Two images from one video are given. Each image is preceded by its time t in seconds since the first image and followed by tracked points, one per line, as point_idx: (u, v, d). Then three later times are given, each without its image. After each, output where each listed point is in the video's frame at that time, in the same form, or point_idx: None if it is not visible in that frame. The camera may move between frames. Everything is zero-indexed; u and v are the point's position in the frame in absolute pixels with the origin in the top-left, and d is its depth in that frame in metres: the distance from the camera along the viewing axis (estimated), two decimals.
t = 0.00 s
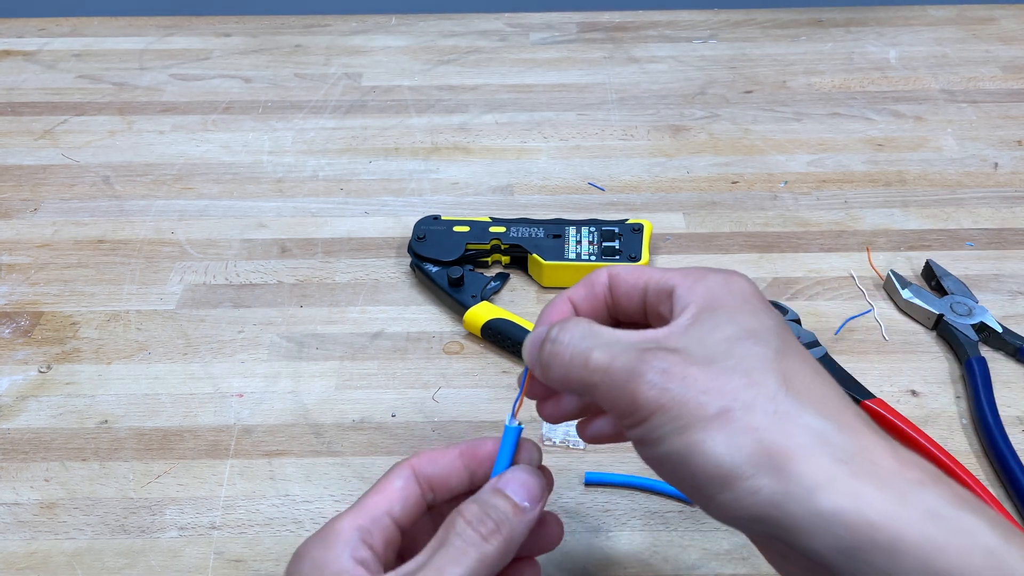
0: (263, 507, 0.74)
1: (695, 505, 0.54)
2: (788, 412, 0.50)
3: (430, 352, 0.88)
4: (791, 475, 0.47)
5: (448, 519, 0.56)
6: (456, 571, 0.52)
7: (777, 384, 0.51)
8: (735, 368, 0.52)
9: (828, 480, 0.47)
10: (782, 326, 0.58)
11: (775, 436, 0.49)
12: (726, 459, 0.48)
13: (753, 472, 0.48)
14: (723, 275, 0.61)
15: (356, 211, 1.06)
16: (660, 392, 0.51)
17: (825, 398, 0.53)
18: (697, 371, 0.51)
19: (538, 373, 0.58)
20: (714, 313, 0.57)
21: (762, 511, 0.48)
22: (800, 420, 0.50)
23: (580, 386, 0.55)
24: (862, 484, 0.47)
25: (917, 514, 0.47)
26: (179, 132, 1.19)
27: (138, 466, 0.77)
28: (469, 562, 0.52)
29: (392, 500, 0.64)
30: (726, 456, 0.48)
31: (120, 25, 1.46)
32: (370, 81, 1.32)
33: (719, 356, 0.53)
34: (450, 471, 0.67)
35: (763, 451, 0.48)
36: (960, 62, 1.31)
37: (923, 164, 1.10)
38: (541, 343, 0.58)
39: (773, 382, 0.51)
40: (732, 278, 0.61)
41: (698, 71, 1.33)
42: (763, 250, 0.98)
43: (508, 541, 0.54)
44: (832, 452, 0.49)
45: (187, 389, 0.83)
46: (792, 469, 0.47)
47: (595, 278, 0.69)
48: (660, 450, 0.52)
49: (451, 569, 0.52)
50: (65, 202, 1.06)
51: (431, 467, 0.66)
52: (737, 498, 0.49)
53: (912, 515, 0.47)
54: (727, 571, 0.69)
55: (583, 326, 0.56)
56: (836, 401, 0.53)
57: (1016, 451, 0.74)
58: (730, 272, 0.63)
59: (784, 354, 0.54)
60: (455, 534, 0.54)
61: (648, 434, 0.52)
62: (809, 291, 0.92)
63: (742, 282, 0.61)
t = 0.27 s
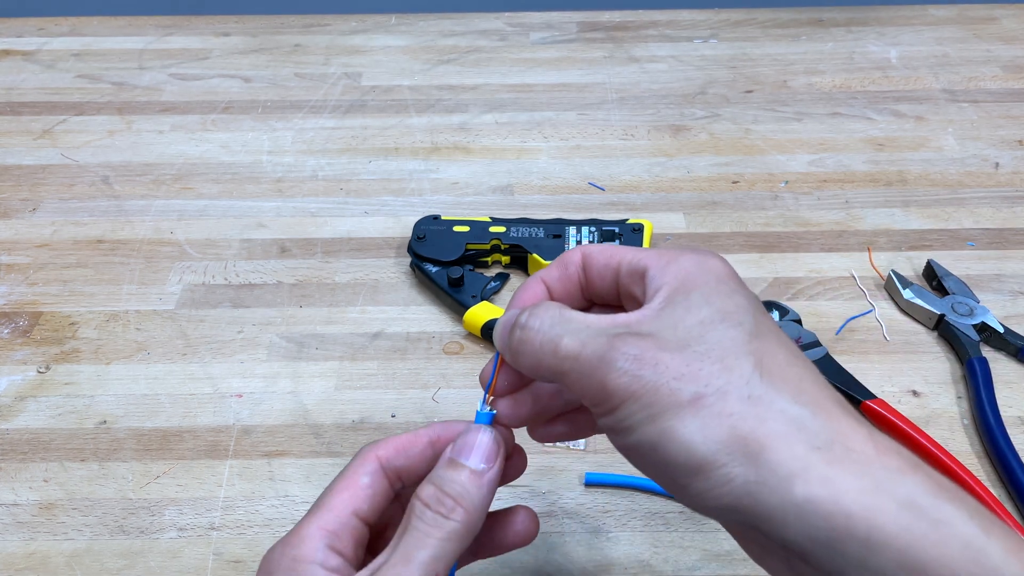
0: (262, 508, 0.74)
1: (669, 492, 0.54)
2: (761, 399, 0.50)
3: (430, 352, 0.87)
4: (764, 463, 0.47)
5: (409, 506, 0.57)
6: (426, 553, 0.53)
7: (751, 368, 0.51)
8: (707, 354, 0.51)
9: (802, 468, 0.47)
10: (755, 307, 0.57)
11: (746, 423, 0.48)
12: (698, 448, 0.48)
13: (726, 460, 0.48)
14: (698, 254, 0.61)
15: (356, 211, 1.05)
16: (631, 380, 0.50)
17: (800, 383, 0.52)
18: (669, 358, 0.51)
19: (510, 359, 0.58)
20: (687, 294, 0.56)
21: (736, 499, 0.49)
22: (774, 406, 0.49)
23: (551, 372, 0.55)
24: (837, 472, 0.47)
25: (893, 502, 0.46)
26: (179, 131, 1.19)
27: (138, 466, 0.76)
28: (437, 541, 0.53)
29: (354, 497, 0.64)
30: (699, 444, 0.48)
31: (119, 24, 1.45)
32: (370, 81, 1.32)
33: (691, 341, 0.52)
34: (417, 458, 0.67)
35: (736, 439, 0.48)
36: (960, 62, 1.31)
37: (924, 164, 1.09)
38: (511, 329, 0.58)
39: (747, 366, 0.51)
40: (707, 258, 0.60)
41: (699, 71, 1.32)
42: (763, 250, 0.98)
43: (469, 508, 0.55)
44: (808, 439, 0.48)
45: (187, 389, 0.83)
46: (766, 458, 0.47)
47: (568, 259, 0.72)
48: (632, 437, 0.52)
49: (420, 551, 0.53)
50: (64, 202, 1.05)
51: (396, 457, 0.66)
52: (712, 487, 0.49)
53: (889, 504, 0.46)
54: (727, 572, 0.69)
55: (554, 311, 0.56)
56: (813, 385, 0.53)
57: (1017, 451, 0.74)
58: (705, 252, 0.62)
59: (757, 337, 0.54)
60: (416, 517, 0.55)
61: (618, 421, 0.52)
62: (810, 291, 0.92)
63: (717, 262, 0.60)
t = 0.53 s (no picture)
0: (262, 508, 0.73)
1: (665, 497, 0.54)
2: (749, 400, 0.49)
3: (429, 352, 0.87)
4: (755, 467, 0.47)
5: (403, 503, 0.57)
6: (420, 545, 0.53)
7: (739, 370, 0.51)
8: (694, 358, 0.51)
9: (793, 470, 0.47)
10: (742, 304, 0.57)
11: (736, 427, 0.48)
12: (689, 454, 0.48)
13: (717, 464, 0.48)
14: (682, 253, 0.61)
15: (356, 211, 1.05)
16: (619, 388, 0.50)
17: (789, 381, 0.51)
18: (656, 362, 0.50)
19: (501, 370, 0.58)
20: (673, 297, 0.56)
21: (730, 503, 0.48)
22: (763, 408, 0.49)
23: (541, 383, 0.55)
24: (828, 472, 0.47)
25: (884, 501, 0.46)
26: (178, 131, 1.18)
27: (138, 467, 0.76)
28: (431, 532, 0.53)
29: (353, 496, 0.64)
30: (689, 450, 0.48)
31: (119, 24, 1.45)
32: (370, 81, 1.31)
33: (678, 344, 0.52)
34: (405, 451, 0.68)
35: (726, 443, 0.48)
36: (961, 62, 1.30)
37: (925, 164, 1.09)
38: (500, 340, 0.58)
39: (735, 367, 0.51)
40: (690, 257, 0.61)
41: (699, 70, 1.32)
42: (764, 249, 0.97)
43: (460, 496, 0.55)
44: (797, 440, 0.48)
45: (186, 390, 0.83)
46: (757, 460, 0.47)
47: (551, 264, 0.72)
48: (624, 445, 0.52)
49: (413, 543, 0.53)
50: (64, 202, 1.05)
51: (383, 450, 0.67)
52: (705, 491, 0.49)
53: (879, 503, 0.46)
54: (727, 572, 0.69)
55: (541, 322, 0.56)
56: (802, 382, 0.52)
57: (1017, 451, 0.74)
58: (689, 250, 0.62)
59: (745, 336, 0.53)
60: (408, 511, 0.55)
61: (609, 429, 0.52)
62: (810, 291, 0.92)
63: (702, 259, 0.60)
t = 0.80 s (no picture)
0: (262, 508, 0.73)
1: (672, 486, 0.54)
2: (750, 387, 0.49)
3: (430, 352, 0.87)
4: (759, 453, 0.48)
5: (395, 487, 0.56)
6: (408, 529, 0.52)
7: (736, 357, 0.51)
8: (692, 348, 0.51)
9: (796, 454, 0.47)
10: (735, 288, 0.57)
11: (738, 415, 0.48)
12: (694, 445, 0.49)
13: (722, 452, 0.48)
14: (670, 239, 0.61)
15: (356, 211, 1.05)
16: (620, 383, 0.50)
17: (787, 364, 0.52)
18: (654, 355, 0.51)
19: (500, 370, 0.58)
20: (667, 286, 0.56)
21: (736, 489, 0.49)
22: (763, 394, 0.49)
23: (541, 382, 0.55)
24: (831, 455, 0.47)
25: (887, 480, 0.47)
26: (178, 131, 1.18)
27: (138, 466, 0.76)
28: (420, 516, 0.52)
29: (355, 480, 0.65)
30: (694, 441, 0.49)
31: (119, 24, 1.45)
32: (370, 81, 1.31)
33: (676, 336, 0.52)
34: (407, 445, 0.68)
35: (729, 432, 0.48)
36: (961, 62, 1.30)
37: (925, 164, 1.09)
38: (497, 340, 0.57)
39: (732, 355, 0.51)
40: (680, 242, 0.61)
41: (699, 70, 1.32)
42: (764, 250, 0.97)
43: (453, 485, 0.55)
44: (799, 424, 0.48)
45: (186, 390, 0.83)
46: (761, 447, 0.48)
47: (544, 260, 0.72)
48: (629, 439, 0.52)
49: (402, 526, 0.52)
50: (64, 202, 1.05)
51: (388, 442, 0.67)
52: (712, 480, 0.49)
53: (882, 483, 0.47)
54: (727, 572, 0.69)
55: (536, 320, 0.56)
56: (800, 364, 0.52)
57: (1017, 450, 0.74)
58: (679, 236, 0.62)
59: (740, 322, 0.53)
60: (399, 494, 0.54)
61: (614, 424, 0.52)
62: (810, 291, 0.92)
63: (693, 245, 0.60)
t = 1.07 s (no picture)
0: (262, 508, 0.73)
1: (666, 483, 0.55)
2: (741, 384, 0.50)
3: (429, 352, 0.87)
4: (750, 450, 0.48)
5: (402, 482, 0.56)
6: (424, 522, 0.52)
7: (728, 355, 0.51)
8: (685, 345, 0.51)
9: (787, 451, 0.48)
10: (729, 287, 0.57)
11: (729, 413, 0.49)
12: (686, 441, 0.49)
13: (713, 449, 0.48)
14: (665, 238, 0.61)
15: (356, 211, 1.05)
16: (613, 380, 0.50)
17: (779, 362, 0.52)
18: (647, 352, 0.51)
19: (495, 367, 0.58)
20: (661, 284, 0.56)
21: (728, 485, 0.49)
22: (755, 391, 0.49)
23: (536, 379, 0.55)
24: (822, 451, 0.48)
25: (876, 478, 0.47)
26: (178, 131, 1.18)
27: (138, 467, 0.76)
28: (436, 508, 0.53)
29: (357, 477, 0.65)
30: (686, 437, 0.49)
31: (118, 24, 1.45)
32: (370, 81, 1.31)
33: (669, 333, 0.52)
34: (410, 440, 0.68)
35: (720, 429, 0.48)
36: (961, 62, 1.30)
37: (925, 164, 1.09)
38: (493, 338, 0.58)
39: (725, 353, 0.51)
40: (674, 241, 0.60)
41: (699, 70, 1.32)
42: (764, 250, 0.97)
43: (465, 476, 0.56)
44: (790, 421, 0.49)
45: (186, 390, 0.83)
46: (752, 443, 0.48)
47: (539, 259, 0.72)
48: (623, 436, 0.53)
49: (419, 519, 0.52)
50: (64, 202, 1.05)
51: (391, 438, 0.67)
52: (702, 476, 0.50)
53: (871, 480, 0.47)
54: (727, 572, 0.69)
55: (531, 317, 0.56)
56: (792, 362, 0.52)
57: (1017, 450, 0.74)
58: (672, 234, 0.62)
59: (733, 321, 0.54)
60: (411, 487, 0.55)
61: (607, 421, 0.53)
62: (810, 291, 0.92)
63: (687, 243, 0.60)
